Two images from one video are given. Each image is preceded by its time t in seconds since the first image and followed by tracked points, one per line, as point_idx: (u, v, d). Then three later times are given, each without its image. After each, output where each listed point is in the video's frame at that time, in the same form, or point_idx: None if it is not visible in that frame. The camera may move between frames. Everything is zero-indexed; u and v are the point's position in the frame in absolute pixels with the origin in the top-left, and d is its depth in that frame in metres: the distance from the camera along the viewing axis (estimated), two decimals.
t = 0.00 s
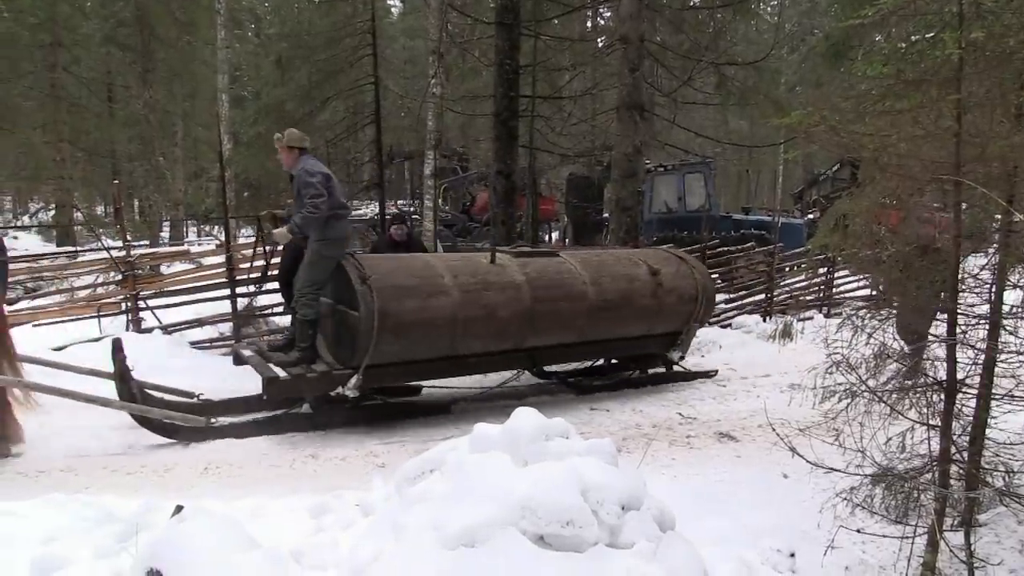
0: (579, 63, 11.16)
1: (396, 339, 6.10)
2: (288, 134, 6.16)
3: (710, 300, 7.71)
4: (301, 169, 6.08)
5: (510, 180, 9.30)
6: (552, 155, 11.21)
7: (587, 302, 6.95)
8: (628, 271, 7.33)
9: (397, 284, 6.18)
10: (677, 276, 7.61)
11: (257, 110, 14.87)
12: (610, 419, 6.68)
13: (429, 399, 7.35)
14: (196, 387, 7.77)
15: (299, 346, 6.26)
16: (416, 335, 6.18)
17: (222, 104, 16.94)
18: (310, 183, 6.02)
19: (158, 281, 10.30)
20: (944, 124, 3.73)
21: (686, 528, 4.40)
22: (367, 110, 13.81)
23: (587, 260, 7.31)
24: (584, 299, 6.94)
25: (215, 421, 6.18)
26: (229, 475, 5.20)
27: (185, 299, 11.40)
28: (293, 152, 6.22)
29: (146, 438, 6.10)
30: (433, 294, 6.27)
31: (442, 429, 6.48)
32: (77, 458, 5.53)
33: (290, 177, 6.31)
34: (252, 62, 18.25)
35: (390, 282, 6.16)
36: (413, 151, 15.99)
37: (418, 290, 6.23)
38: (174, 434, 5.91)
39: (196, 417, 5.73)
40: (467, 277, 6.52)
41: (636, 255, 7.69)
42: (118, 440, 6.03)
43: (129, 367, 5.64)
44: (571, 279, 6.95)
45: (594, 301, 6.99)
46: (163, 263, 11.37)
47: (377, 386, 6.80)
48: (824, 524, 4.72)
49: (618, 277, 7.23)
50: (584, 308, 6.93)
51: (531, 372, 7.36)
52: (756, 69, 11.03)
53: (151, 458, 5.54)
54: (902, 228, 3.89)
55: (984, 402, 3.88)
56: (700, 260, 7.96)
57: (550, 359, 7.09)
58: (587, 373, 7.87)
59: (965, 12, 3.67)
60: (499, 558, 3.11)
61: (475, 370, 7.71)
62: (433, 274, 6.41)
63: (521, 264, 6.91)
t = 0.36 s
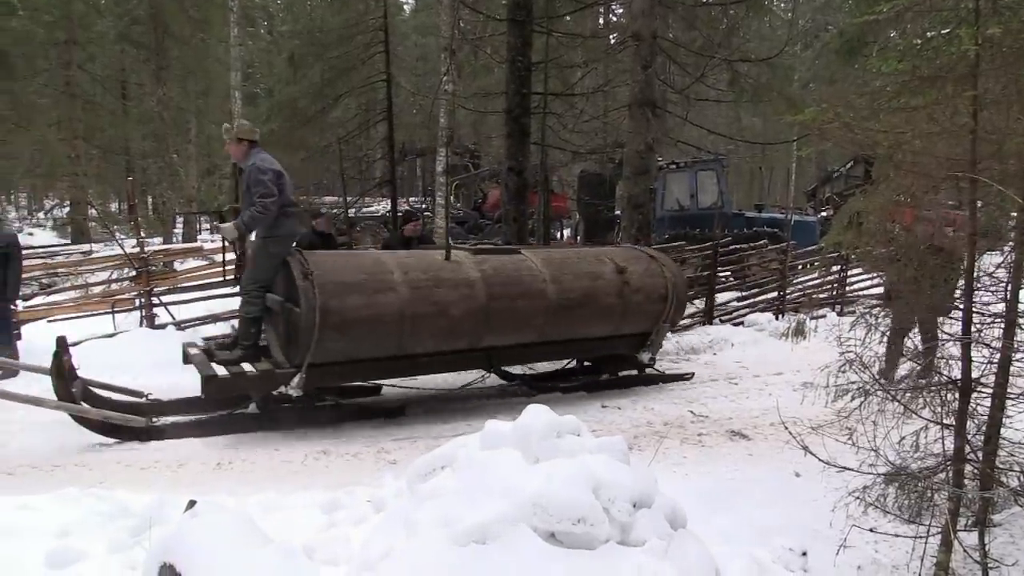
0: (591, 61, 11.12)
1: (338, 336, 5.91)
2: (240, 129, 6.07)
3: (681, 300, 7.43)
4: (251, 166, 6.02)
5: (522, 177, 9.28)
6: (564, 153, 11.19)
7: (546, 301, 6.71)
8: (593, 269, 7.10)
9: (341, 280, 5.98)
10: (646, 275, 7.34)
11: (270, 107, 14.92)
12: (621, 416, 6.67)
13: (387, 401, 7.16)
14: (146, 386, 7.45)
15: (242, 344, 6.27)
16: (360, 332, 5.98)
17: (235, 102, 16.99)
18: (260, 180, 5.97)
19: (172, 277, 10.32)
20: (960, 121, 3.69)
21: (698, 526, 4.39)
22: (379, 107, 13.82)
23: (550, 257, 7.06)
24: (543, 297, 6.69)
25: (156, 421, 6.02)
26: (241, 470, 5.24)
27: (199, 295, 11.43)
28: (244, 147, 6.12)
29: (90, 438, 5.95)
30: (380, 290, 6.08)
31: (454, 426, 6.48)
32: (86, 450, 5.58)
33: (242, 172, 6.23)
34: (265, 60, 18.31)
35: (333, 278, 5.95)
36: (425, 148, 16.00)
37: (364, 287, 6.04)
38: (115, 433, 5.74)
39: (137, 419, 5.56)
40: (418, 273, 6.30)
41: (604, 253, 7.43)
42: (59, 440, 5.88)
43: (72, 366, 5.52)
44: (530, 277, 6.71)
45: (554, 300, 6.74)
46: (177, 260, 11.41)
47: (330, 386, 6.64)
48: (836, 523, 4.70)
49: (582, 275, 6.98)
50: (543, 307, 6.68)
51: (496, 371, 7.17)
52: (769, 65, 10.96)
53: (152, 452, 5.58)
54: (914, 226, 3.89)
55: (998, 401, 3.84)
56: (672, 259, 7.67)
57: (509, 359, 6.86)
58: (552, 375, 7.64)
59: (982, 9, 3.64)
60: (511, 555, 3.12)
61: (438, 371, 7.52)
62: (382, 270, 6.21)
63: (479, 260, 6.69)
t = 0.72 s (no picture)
0: (607, 60, 11.10)
1: (294, 336, 5.82)
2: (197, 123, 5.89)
3: (657, 302, 7.39)
4: (212, 165, 5.88)
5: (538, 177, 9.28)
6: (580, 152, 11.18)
7: (513, 302, 6.63)
8: (566, 270, 7.02)
9: (298, 279, 5.91)
10: (620, 277, 7.28)
11: (287, 107, 15.03)
12: (637, 416, 6.67)
13: (355, 404, 7.05)
14: (113, 389, 7.31)
15: (198, 344, 5.99)
16: (318, 333, 5.90)
17: (252, 102, 17.11)
18: (221, 179, 5.84)
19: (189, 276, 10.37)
20: (980, 120, 3.64)
21: (713, 527, 4.37)
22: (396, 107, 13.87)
23: (520, 258, 6.99)
24: (511, 298, 6.63)
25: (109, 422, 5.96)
26: (259, 468, 5.28)
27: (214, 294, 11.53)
28: (203, 145, 5.98)
29: (44, 439, 5.89)
30: (338, 291, 5.99)
31: (469, 425, 6.50)
32: (94, 445, 5.65)
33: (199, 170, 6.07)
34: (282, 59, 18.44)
35: (290, 278, 5.87)
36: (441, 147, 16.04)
37: (322, 286, 5.95)
38: (110, 432, 5.75)
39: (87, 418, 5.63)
40: (379, 274, 6.23)
41: (576, 254, 7.36)
42: (13, 438, 5.86)
43: (27, 364, 5.66)
44: (497, 277, 6.63)
45: (522, 300, 6.67)
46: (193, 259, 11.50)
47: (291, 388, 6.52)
48: (854, 526, 4.66)
49: (552, 276, 6.90)
50: (510, 308, 6.61)
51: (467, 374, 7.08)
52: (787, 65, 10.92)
53: (154, 448, 5.63)
54: (930, 225, 3.78)
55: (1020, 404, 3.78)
56: (648, 260, 7.61)
57: (476, 362, 6.77)
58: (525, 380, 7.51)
59: (1003, 8, 3.63)
60: (526, 554, 3.11)
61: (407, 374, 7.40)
62: (342, 269, 6.14)
63: (444, 260, 6.61)
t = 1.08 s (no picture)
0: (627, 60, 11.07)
1: (262, 335, 5.69)
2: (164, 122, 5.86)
3: (646, 304, 7.16)
4: (183, 165, 5.86)
5: (557, 177, 9.27)
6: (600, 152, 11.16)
7: (491, 302, 6.45)
8: (548, 270, 6.83)
9: (267, 277, 5.78)
10: (605, 276, 7.05)
11: (308, 108, 15.15)
12: (656, 417, 6.64)
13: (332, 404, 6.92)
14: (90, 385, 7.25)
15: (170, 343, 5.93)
16: (287, 332, 5.76)
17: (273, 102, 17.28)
18: (193, 179, 5.82)
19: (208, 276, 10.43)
20: (1006, 119, 3.54)
21: (732, 530, 4.35)
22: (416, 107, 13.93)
23: (501, 257, 6.81)
24: (489, 297, 6.45)
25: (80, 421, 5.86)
26: (279, 466, 5.31)
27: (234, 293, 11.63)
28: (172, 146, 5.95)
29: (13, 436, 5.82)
30: (307, 289, 5.85)
31: (488, 425, 6.50)
32: (115, 442, 5.69)
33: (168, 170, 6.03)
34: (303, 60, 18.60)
35: (259, 276, 5.75)
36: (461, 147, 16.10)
37: (290, 285, 5.82)
38: (128, 429, 5.79)
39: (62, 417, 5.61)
40: (351, 272, 6.09)
41: (559, 254, 7.18)
42: None
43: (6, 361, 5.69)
44: (475, 277, 6.46)
45: (500, 300, 6.48)
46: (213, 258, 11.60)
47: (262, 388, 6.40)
48: (875, 530, 4.61)
49: (533, 276, 6.70)
50: (488, 308, 6.43)
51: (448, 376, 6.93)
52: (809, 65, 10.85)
53: (164, 448, 5.62)
54: (963, 225, 3.79)
55: None
56: (635, 259, 7.39)
57: (453, 363, 6.59)
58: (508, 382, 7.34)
59: None
60: (544, 554, 3.10)
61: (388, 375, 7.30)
62: (313, 267, 6.00)
63: (420, 260, 6.45)
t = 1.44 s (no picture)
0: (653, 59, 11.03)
1: (242, 334, 5.72)
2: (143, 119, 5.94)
3: (638, 305, 7.08)
4: (161, 162, 5.92)
5: (581, 176, 9.24)
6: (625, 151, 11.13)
7: (477, 301, 6.42)
8: (538, 270, 6.79)
9: (248, 275, 5.82)
10: (597, 277, 7.00)
11: (333, 107, 15.25)
12: (680, 418, 6.60)
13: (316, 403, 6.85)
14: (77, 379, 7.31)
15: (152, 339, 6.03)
16: (267, 331, 5.79)
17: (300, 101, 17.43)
18: (170, 176, 5.88)
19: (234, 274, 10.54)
20: None
21: (756, 532, 4.31)
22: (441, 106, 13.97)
23: (490, 257, 6.79)
24: (476, 297, 6.43)
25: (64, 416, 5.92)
26: (303, 463, 5.35)
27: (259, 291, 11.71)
28: (152, 142, 6.02)
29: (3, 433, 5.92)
30: (289, 287, 5.88)
31: (510, 424, 6.50)
32: (140, 438, 5.77)
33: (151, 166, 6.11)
34: (329, 59, 18.73)
35: (239, 274, 5.79)
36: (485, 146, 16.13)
37: (271, 283, 5.84)
38: (150, 425, 5.87)
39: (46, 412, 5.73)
40: (335, 271, 6.10)
41: (552, 254, 7.14)
42: None
43: None
44: (461, 276, 6.45)
45: (487, 300, 6.45)
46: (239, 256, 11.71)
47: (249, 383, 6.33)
48: (902, 535, 4.54)
49: (520, 276, 6.67)
50: (473, 308, 6.40)
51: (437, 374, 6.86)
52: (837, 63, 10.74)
53: (189, 444, 5.69)
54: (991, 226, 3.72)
55: None
56: (630, 259, 7.33)
57: (440, 364, 6.56)
58: (498, 382, 7.27)
59: None
60: (566, 553, 3.10)
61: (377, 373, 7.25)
62: (295, 265, 6.02)
63: (407, 258, 6.45)
